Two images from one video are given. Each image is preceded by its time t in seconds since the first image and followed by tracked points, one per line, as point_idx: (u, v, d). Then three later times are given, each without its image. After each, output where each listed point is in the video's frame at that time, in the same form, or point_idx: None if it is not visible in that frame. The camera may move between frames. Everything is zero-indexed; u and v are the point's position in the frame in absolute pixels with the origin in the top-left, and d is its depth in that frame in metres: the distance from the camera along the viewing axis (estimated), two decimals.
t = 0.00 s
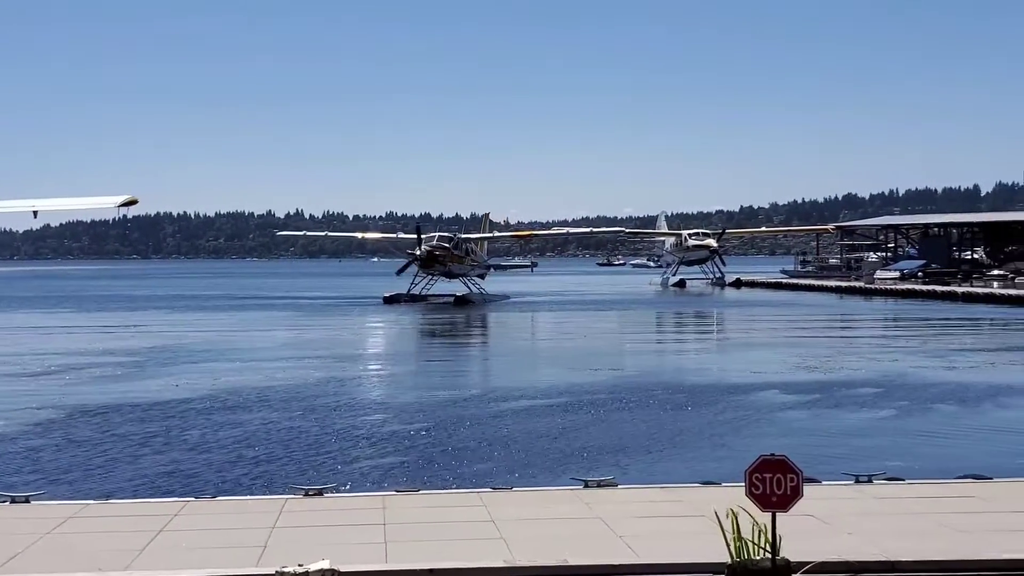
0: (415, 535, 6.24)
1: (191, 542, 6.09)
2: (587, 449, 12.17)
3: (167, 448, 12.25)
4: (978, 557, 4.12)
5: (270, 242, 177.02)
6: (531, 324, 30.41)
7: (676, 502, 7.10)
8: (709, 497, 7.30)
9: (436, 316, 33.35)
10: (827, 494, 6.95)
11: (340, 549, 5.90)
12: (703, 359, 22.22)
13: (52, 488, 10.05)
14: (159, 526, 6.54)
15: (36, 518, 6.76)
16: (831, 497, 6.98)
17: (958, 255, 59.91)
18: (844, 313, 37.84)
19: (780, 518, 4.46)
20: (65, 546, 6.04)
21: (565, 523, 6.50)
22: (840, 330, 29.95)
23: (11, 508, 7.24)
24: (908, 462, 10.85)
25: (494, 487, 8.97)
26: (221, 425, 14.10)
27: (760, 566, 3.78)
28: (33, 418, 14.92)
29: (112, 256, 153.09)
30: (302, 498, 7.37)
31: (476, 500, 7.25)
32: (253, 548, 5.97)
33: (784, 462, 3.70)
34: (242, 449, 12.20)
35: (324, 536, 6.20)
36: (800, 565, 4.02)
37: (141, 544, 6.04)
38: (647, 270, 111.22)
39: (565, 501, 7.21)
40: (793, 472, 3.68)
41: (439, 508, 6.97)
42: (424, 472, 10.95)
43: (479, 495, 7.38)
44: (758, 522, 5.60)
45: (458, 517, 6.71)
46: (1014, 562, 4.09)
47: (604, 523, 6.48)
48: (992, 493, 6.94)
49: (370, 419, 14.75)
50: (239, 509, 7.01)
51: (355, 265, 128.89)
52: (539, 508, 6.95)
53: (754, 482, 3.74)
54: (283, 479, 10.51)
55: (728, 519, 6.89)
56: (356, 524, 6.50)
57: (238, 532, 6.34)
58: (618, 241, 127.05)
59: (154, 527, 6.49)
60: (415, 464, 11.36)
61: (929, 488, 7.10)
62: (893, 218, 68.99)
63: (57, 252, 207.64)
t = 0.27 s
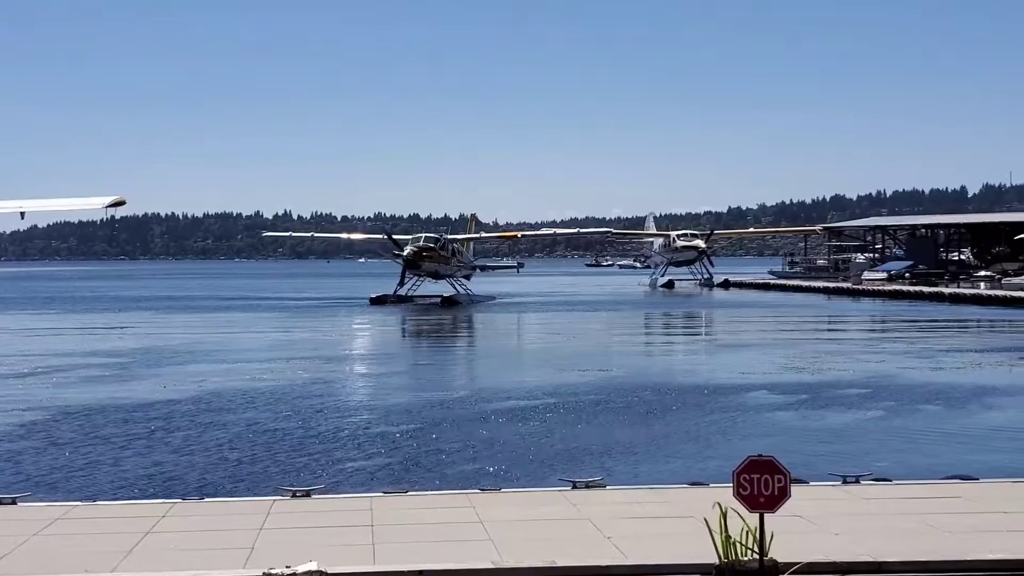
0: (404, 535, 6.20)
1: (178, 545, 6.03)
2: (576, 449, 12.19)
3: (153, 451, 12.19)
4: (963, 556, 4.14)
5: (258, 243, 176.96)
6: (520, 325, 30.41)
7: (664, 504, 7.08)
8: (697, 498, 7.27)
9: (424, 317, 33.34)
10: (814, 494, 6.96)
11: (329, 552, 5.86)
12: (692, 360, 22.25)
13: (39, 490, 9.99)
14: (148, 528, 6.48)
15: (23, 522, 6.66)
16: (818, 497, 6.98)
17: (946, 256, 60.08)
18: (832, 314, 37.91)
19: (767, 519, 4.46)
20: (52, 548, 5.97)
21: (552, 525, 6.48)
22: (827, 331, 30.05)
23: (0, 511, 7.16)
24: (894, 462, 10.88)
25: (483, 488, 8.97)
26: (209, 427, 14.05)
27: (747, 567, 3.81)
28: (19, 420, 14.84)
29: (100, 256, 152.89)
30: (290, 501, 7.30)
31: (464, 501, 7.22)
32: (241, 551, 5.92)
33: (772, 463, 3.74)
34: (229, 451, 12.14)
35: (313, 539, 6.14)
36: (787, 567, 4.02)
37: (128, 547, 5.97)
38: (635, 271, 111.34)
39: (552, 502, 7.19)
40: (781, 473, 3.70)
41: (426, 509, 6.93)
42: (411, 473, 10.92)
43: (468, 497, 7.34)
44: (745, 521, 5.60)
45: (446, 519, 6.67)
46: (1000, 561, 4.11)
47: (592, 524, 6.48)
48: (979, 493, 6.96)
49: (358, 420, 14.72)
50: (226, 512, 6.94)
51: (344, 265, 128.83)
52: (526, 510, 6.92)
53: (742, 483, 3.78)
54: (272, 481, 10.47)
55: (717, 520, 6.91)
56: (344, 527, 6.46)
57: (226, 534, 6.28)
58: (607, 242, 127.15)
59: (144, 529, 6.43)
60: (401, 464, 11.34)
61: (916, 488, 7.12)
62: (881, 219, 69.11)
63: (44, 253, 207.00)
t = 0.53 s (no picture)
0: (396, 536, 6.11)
1: (170, 545, 5.91)
2: (569, 450, 12.14)
3: (144, 452, 12.08)
4: (956, 557, 4.14)
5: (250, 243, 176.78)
6: (513, 325, 30.38)
7: (658, 504, 7.03)
8: (691, 498, 7.23)
9: (416, 317, 33.30)
10: (806, 495, 6.92)
11: (320, 552, 5.77)
12: (685, 361, 22.23)
13: (30, 492, 9.89)
14: (140, 529, 6.36)
15: (12, 522, 6.54)
16: (812, 497, 6.95)
17: (938, 256, 60.17)
18: (824, 315, 37.95)
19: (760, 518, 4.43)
20: (41, 548, 5.86)
21: (545, 525, 6.42)
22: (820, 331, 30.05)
23: None
24: (888, 463, 10.86)
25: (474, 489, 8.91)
26: (200, 428, 13.95)
27: (739, 567, 3.81)
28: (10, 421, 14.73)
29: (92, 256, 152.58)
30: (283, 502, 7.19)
31: (457, 502, 7.14)
32: (232, 551, 5.82)
33: (766, 463, 3.71)
34: (221, 452, 12.04)
35: (307, 540, 6.04)
36: (779, 567, 4.00)
37: (120, 547, 5.86)
38: (628, 271, 111.37)
39: (546, 503, 7.12)
40: (774, 474, 3.69)
41: (420, 510, 6.84)
42: (403, 475, 10.85)
43: (461, 498, 7.27)
44: (739, 522, 5.55)
45: (438, 520, 6.60)
46: (993, 562, 4.11)
47: (584, 525, 6.44)
48: (972, 493, 6.94)
49: (350, 421, 14.64)
50: (218, 513, 6.83)
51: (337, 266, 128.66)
52: (520, 510, 6.85)
53: (736, 483, 3.75)
54: (263, 483, 10.38)
55: (710, 520, 6.91)
56: (336, 527, 6.37)
57: (218, 535, 6.17)
58: (600, 243, 127.22)
59: (136, 530, 6.31)
60: (394, 466, 11.26)
61: (910, 489, 7.07)
62: (874, 220, 69.23)
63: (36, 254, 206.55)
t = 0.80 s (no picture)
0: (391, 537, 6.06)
1: (165, 546, 5.85)
2: (564, 450, 12.11)
3: (138, 453, 12.03)
4: (948, 556, 4.14)
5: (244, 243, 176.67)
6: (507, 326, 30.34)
7: (652, 505, 7.00)
8: (686, 499, 7.20)
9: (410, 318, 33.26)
10: (801, 495, 6.91)
11: (316, 552, 5.73)
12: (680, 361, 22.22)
13: (23, 493, 9.83)
14: (133, 530, 6.29)
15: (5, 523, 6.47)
16: (806, 497, 6.93)
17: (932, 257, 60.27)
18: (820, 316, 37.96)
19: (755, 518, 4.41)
20: (35, 549, 5.80)
21: (541, 526, 6.38)
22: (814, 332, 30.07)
23: None
24: (882, 463, 10.86)
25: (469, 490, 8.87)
26: (193, 429, 13.88)
27: (734, 568, 3.78)
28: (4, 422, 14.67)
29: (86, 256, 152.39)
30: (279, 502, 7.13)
31: (452, 503, 7.08)
32: (227, 552, 5.76)
33: (759, 463, 3.70)
34: (215, 453, 11.98)
35: (301, 541, 5.99)
36: (774, 567, 3.99)
37: (114, 548, 5.79)
38: (623, 271, 111.45)
39: (541, 504, 7.08)
40: (768, 474, 3.67)
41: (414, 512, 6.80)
42: (397, 475, 10.82)
43: (455, 499, 7.23)
44: (733, 522, 5.53)
45: (434, 520, 6.55)
46: (987, 561, 4.10)
47: (579, 525, 6.41)
48: (964, 494, 6.95)
49: (344, 422, 14.59)
50: (213, 514, 6.76)
51: (332, 266, 128.58)
52: (515, 511, 6.81)
53: (729, 485, 3.74)
54: (257, 484, 10.33)
55: (702, 520, 6.90)
56: (330, 529, 6.32)
57: (213, 536, 6.12)
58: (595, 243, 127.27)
59: (129, 531, 6.24)
60: (388, 466, 11.23)
61: (904, 489, 7.05)
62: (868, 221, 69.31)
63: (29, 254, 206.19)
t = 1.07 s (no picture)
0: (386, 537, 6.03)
1: (158, 547, 5.80)
2: (557, 451, 12.09)
3: (131, 454, 11.97)
4: (942, 556, 4.14)
5: (237, 244, 176.49)
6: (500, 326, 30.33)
7: (646, 505, 6.98)
8: (679, 499, 7.18)
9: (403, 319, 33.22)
10: (793, 495, 6.90)
11: (310, 553, 5.69)
12: (673, 362, 22.21)
13: (16, 494, 9.78)
14: (125, 531, 6.25)
15: None
16: (799, 498, 6.92)
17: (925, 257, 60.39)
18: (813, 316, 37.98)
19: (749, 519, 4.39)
20: (27, 550, 5.75)
21: (534, 526, 6.35)
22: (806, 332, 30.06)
23: None
24: (875, 463, 10.87)
25: (462, 491, 8.85)
26: (186, 430, 13.83)
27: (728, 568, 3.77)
28: None
29: (78, 255, 152.05)
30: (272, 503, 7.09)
31: (446, 504, 7.05)
32: (220, 552, 5.72)
33: (753, 464, 3.70)
34: (208, 454, 11.93)
35: (296, 542, 5.96)
36: (768, 567, 3.98)
37: (108, 548, 5.74)
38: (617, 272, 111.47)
39: (535, 504, 7.06)
40: (762, 475, 3.67)
41: (409, 512, 6.77)
42: (391, 476, 10.79)
43: (449, 500, 7.20)
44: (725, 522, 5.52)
45: (428, 521, 6.52)
46: (981, 562, 4.10)
47: (573, 526, 6.38)
48: (956, 493, 6.96)
49: (337, 423, 14.54)
50: (206, 515, 6.71)
51: (325, 267, 128.48)
52: (510, 512, 6.78)
53: (722, 485, 3.73)
54: (249, 486, 10.29)
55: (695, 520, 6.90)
56: (323, 529, 6.28)
57: (205, 537, 6.07)
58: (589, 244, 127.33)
59: (121, 532, 6.19)
60: (382, 468, 11.20)
61: (897, 489, 7.05)
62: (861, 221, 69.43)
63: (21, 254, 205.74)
